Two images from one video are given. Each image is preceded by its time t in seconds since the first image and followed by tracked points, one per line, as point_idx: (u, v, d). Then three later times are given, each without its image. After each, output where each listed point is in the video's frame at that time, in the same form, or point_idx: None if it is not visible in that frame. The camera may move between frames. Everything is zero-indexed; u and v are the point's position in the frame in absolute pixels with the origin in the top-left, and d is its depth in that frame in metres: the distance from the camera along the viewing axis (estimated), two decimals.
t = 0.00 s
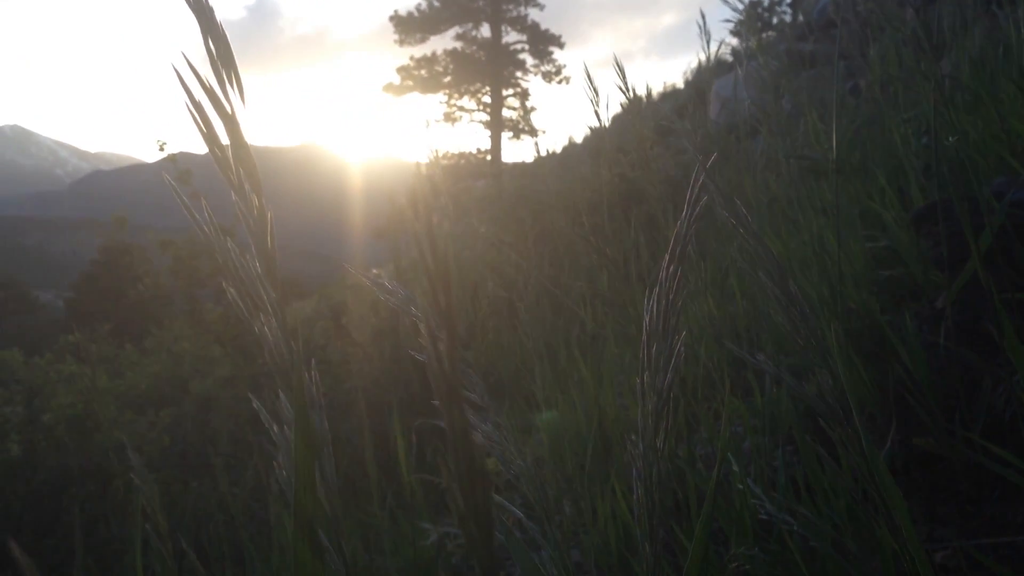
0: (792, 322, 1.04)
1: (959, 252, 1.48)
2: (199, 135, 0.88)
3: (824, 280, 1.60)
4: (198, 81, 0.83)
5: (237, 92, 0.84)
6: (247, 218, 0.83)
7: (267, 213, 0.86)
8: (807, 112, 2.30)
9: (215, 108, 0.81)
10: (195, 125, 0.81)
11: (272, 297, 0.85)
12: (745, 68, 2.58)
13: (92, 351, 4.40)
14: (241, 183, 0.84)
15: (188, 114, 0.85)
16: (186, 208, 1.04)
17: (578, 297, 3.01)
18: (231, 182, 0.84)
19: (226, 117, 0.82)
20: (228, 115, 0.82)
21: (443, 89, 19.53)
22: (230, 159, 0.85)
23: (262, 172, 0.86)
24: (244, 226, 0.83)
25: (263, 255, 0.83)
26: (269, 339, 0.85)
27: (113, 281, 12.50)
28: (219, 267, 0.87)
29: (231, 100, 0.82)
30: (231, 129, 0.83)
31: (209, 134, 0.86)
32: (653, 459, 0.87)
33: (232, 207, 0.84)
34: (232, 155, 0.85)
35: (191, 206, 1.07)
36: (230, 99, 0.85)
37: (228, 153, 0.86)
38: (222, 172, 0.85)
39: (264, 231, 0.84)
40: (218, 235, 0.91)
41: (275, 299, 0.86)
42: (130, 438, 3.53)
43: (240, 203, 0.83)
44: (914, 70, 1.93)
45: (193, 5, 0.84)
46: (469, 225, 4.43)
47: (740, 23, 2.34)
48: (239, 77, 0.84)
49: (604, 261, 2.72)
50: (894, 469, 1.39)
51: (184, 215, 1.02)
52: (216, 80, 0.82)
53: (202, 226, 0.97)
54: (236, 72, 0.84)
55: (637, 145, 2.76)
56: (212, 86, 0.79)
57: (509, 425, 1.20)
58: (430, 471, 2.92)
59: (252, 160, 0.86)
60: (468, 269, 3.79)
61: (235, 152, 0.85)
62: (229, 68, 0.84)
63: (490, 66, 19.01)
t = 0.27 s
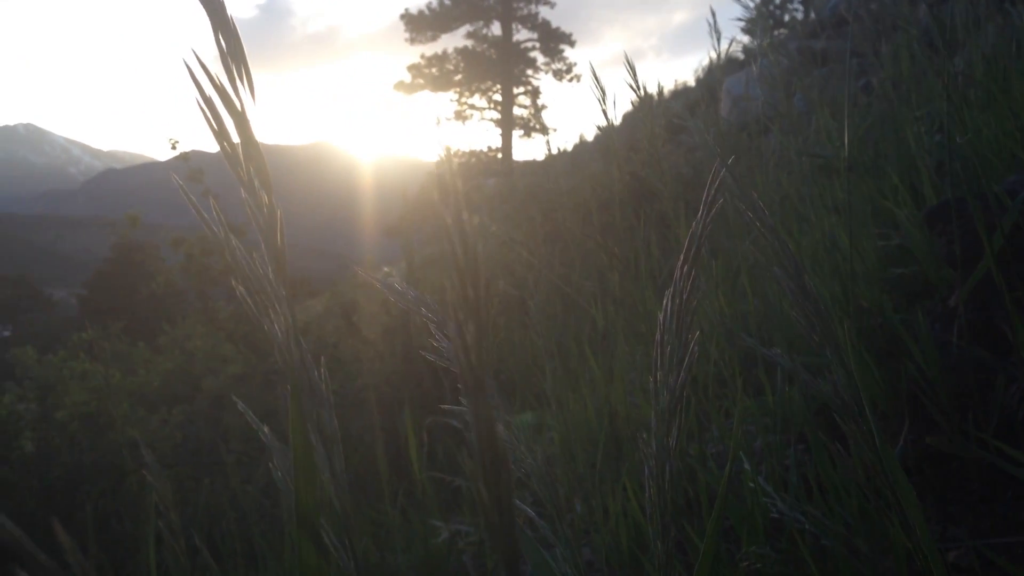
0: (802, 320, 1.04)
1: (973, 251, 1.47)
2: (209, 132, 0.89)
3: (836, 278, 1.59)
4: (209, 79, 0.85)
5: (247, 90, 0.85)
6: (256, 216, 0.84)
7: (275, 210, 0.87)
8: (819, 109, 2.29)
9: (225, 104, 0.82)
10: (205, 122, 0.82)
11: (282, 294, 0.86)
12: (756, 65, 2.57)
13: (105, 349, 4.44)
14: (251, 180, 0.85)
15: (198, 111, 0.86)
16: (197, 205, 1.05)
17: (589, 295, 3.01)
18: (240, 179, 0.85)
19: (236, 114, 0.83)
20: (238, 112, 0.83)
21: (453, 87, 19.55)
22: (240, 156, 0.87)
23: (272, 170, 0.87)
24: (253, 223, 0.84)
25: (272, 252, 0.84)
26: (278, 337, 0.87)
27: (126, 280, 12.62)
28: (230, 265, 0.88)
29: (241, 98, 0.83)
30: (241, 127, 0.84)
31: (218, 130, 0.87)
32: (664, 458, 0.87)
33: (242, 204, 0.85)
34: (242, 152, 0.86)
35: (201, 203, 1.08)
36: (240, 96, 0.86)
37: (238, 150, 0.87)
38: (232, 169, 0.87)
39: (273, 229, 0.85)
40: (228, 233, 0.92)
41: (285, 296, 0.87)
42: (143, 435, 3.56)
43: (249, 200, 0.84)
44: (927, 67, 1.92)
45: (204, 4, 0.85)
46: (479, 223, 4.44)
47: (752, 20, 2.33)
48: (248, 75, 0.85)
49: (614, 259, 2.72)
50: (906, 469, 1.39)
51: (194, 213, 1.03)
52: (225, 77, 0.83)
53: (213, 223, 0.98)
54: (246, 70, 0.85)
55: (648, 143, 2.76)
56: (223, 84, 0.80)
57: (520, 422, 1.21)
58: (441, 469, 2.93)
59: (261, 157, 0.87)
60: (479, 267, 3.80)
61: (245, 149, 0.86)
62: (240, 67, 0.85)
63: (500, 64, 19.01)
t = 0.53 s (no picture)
0: (811, 321, 1.04)
1: (985, 251, 1.47)
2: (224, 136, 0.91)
3: (847, 278, 1.59)
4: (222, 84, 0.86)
5: (260, 94, 0.87)
6: (271, 218, 0.86)
7: (289, 212, 0.88)
8: (830, 109, 2.28)
9: (238, 108, 0.83)
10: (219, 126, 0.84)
11: (297, 295, 0.88)
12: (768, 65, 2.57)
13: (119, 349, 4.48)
14: (264, 183, 0.87)
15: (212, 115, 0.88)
16: (211, 207, 1.07)
17: (600, 295, 3.01)
18: (255, 182, 0.87)
19: (250, 119, 0.85)
20: (252, 117, 0.85)
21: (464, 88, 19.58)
22: (254, 159, 0.88)
23: (285, 172, 0.88)
24: (267, 225, 0.86)
25: (286, 254, 0.86)
26: (293, 336, 0.88)
27: (140, 280, 12.73)
28: (245, 266, 0.90)
29: (254, 103, 0.84)
30: (255, 131, 0.86)
31: (231, 134, 0.88)
32: (674, 458, 0.87)
33: (256, 207, 0.87)
34: (256, 156, 0.88)
35: (216, 205, 1.10)
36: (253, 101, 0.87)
37: (251, 153, 0.89)
38: (246, 173, 0.88)
39: (288, 231, 0.86)
40: (242, 235, 0.94)
41: (300, 297, 0.88)
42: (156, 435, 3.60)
43: (263, 203, 0.86)
44: (939, 67, 1.91)
45: (217, 10, 0.87)
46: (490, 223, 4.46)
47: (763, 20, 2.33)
48: (261, 80, 0.87)
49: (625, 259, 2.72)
50: (919, 469, 1.38)
51: (207, 215, 1.04)
52: (239, 82, 0.84)
53: (228, 225, 1.00)
54: (259, 74, 0.87)
55: (659, 143, 2.76)
56: (237, 89, 0.82)
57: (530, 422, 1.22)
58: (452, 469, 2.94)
59: (274, 160, 0.89)
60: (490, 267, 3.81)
61: (259, 153, 0.88)
62: (253, 71, 0.87)
63: (512, 64, 19.02)
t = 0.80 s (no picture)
0: (821, 323, 1.04)
1: (995, 253, 1.46)
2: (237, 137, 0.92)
3: (856, 281, 1.58)
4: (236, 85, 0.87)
5: (274, 95, 0.87)
6: (281, 220, 0.86)
7: (300, 214, 0.89)
8: (840, 111, 2.28)
9: (252, 109, 0.84)
10: (233, 127, 0.84)
11: (306, 297, 0.88)
12: (777, 67, 2.57)
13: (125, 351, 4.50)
14: (276, 185, 0.88)
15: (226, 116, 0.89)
16: (222, 208, 1.07)
17: (607, 298, 3.01)
18: (266, 183, 0.87)
19: (263, 120, 0.85)
20: (265, 118, 0.85)
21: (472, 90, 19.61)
22: (265, 161, 0.89)
23: (296, 174, 0.89)
24: (278, 227, 0.86)
25: (296, 255, 0.86)
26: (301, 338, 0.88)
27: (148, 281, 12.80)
28: (254, 267, 0.90)
29: (268, 104, 0.85)
30: (268, 132, 0.86)
31: (244, 135, 0.89)
32: (682, 461, 0.87)
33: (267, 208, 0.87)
34: (268, 157, 0.88)
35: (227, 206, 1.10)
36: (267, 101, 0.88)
37: (263, 154, 0.89)
38: (258, 174, 0.89)
39: (299, 234, 0.87)
40: (253, 235, 0.95)
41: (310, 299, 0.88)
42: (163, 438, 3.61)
43: (274, 205, 0.86)
44: (949, 69, 1.91)
45: (231, 12, 0.88)
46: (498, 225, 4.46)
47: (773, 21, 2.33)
48: (276, 81, 0.87)
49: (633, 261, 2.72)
50: (927, 473, 1.38)
51: (218, 215, 1.05)
52: (253, 83, 0.85)
53: (238, 226, 1.00)
54: (274, 76, 0.87)
55: (667, 145, 2.76)
56: (251, 90, 0.83)
57: (537, 425, 1.22)
58: (459, 471, 2.95)
59: (286, 161, 0.89)
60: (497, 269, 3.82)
61: (271, 154, 0.88)
62: (267, 73, 0.87)
63: (519, 66, 19.04)
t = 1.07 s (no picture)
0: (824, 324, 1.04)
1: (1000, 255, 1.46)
2: (233, 140, 0.93)
3: (860, 283, 1.58)
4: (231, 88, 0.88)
5: (267, 97, 0.88)
6: (279, 221, 0.87)
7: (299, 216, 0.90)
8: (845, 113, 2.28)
9: (247, 111, 0.85)
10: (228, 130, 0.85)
11: (307, 298, 0.89)
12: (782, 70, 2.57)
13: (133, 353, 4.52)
14: (273, 187, 0.89)
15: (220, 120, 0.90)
16: (219, 210, 1.08)
17: (612, 301, 3.01)
18: (263, 185, 0.88)
19: (257, 122, 0.86)
20: (259, 120, 0.86)
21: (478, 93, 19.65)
22: (261, 163, 0.90)
23: (293, 175, 0.90)
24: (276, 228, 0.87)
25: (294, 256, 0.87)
26: (302, 338, 0.89)
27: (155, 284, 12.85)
28: (256, 269, 0.91)
29: (263, 107, 0.86)
30: (263, 134, 0.88)
31: (239, 137, 0.90)
32: (687, 461, 0.88)
33: (265, 210, 0.88)
34: (263, 159, 0.89)
35: (224, 209, 1.12)
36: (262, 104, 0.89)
37: (261, 157, 0.90)
38: (256, 177, 0.90)
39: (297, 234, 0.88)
40: (251, 238, 0.96)
41: (311, 300, 0.89)
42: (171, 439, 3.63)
43: (272, 206, 0.87)
44: (955, 71, 1.91)
45: (223, 15, 0.89)
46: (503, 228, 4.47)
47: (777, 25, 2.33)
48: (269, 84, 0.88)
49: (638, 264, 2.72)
50: (933, 474, 1.38)
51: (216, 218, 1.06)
52: (248, 86, 0.86)
53: (238, 228, 1.01)
54: (267, 78, 0.88)
55: (672, 148, 2.76)
56: (245, 93, 0.84)
57: (542, 426, 1.22)
58: (464, 473, 2.95)
59: (281, 162, 0.90)
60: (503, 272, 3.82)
61: (266, 156, 0.89)
62: (261, 76, 0.89)
63: (525, 69, 19.08)
